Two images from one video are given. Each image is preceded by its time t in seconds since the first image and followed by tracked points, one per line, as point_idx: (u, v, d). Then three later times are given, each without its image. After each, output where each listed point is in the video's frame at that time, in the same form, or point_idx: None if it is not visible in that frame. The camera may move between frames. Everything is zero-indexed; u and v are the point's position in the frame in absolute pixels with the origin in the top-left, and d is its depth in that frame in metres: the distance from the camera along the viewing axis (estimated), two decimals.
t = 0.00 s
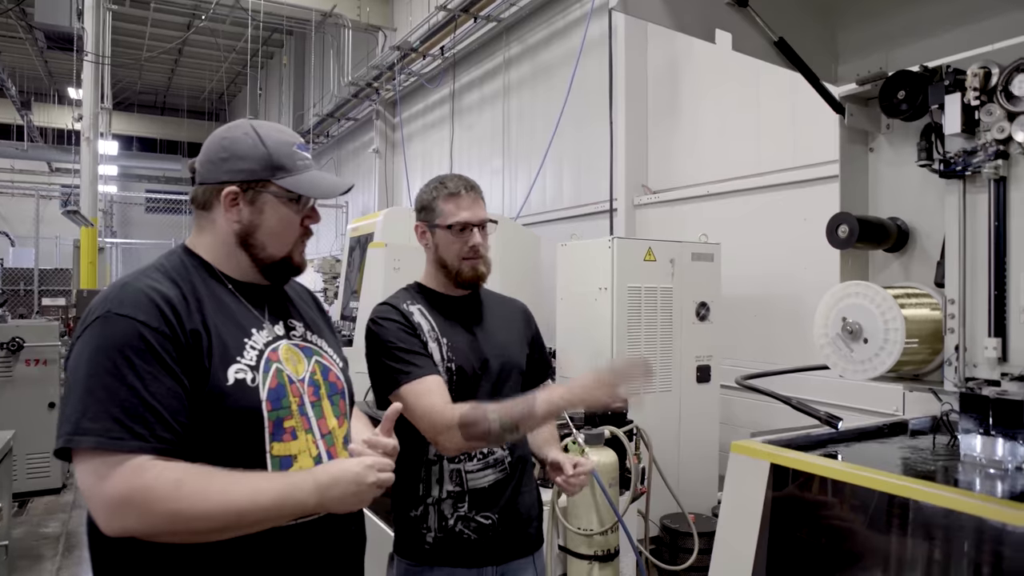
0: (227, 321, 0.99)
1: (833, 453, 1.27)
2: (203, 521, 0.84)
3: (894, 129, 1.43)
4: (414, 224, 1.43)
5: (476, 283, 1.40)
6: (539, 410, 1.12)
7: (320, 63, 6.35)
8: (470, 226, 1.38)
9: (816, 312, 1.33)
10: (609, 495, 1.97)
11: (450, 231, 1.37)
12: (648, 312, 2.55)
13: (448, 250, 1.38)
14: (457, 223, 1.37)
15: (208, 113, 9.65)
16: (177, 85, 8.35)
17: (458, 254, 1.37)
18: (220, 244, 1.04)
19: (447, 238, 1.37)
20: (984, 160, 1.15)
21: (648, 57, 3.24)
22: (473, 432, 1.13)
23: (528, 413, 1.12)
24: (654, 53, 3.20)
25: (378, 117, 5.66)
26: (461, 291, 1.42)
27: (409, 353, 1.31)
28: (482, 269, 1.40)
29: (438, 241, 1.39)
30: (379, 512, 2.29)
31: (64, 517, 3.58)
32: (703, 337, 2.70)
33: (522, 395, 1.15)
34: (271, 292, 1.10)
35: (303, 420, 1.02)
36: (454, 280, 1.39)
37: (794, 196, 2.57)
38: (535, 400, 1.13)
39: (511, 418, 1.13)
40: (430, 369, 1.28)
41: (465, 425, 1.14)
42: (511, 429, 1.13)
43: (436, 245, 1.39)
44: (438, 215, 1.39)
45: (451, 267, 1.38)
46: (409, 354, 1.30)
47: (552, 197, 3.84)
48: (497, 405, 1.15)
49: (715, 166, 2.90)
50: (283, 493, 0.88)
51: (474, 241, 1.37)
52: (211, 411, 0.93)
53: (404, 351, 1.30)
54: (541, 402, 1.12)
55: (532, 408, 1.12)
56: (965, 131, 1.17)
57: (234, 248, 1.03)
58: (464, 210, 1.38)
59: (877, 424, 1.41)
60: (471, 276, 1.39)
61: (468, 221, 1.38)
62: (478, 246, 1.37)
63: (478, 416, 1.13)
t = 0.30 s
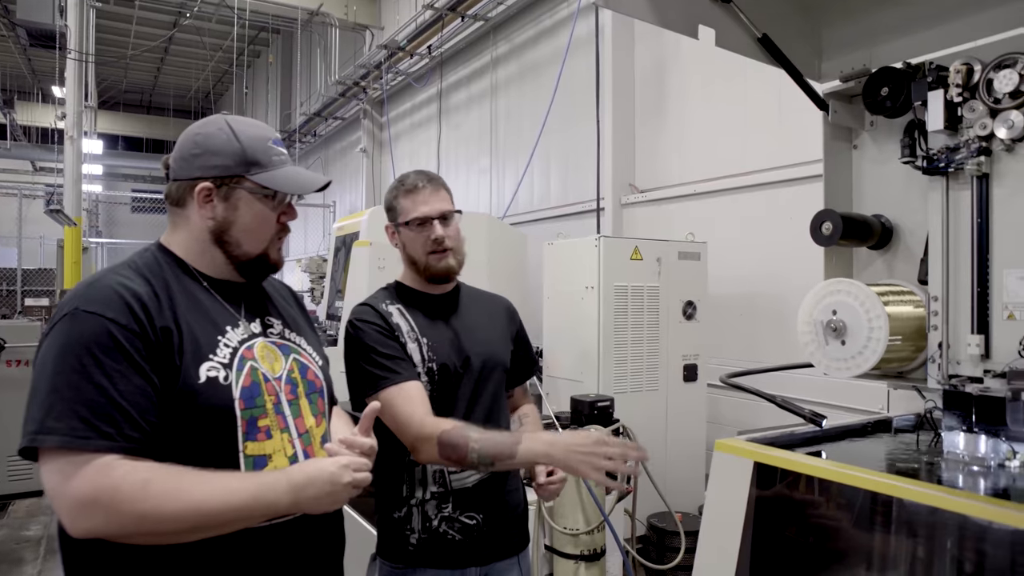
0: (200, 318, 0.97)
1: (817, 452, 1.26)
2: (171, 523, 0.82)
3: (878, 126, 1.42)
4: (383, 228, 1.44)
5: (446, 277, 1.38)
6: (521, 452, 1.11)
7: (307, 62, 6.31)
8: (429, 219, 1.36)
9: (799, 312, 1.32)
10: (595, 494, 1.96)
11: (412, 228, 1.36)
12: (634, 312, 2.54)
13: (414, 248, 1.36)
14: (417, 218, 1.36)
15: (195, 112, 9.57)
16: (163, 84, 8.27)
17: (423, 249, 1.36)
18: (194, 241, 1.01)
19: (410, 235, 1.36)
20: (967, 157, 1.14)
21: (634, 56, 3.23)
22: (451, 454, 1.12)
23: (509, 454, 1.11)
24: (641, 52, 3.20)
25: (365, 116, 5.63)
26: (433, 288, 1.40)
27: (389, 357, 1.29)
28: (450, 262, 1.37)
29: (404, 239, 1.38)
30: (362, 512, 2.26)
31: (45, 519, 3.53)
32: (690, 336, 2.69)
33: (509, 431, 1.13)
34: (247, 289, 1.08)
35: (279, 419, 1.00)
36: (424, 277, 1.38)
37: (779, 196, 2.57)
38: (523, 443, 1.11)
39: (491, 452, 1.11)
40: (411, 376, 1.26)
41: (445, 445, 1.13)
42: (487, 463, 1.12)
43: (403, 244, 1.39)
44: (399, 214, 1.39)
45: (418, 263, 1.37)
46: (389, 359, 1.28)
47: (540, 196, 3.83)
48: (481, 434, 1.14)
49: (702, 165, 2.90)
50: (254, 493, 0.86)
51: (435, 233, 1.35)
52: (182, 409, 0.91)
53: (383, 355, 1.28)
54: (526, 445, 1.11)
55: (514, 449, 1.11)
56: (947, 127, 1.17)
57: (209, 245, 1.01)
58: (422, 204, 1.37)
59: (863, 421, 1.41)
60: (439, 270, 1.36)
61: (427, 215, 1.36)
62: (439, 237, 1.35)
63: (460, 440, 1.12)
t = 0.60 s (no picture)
0: (175, 318, 0.95)
1: (802, 453, 1.25)
2: (143, 526, 0.80)
3: (863, 125, 1.42)
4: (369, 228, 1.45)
5: (420, 279, 1.37)
6: (492, 443, 1.08)
7: (295, 61, 6.28)
8: (401, 218, 1.36)
9: (783, 313, 1.32)
10: (581, 494, 1.96)
11: (388, 229, 1.37)
12: (621, 312, 2.53)
13: (391, 248, 1.37)
14: (390, 218, 1.36)
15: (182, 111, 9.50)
16: (150, 83, 8.20)
17: (398, 249, 1.35)
18: (169, 240, 0.99)
19: (386, 235, 1.37)
20: (951, 156, 1.14)
21: (622, 56, 3.23)
22: (422, 451, 1.10)
23: (481, 446, 1.08)
24: (630, 52, 3.19)
25: (354, 116, 5.59)
26: (411, 289, 1.39)
27: (367, 357, 1.28)
28: (424, 262, 1.36)
29: (383, 239, 1.38)
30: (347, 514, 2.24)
31: (27, 522, 3.48)
32: (677, 336, 2.69)
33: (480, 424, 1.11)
34: (224, 289, 1.06)
35: (256, 420, 0.99)
36: (401, 278, 1.38)
37: (765, 196, 2.57)
38: (494, 434, 1.09)
39: (462, 446, 1.09)
40: (389, 376, 1.25)
41: (417, 443, 1.11)
42: (460, 457, 1.10)
43: (382, 244, 1.39)
44: (377, 215, 1.39)
45: (395, 263, 1.37)
46: (367, 359, 1.27)
47: (528, 195, 3.82)
48: (453, 429, 1.12)
49: (690, 165, 2.90)
50: (228, 496, 0.84)
51: (408, 233, 1.34)
52: (154, 411, 0.89)
53: (362, 356, 1.28)
54: (497, 436, 1.08)
55: (485, 441, 1.08)
56: (931, 127, 1.17)
57: (184, 245, 0.99)
58: (396, 203, 1.36)
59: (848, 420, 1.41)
60: (412, 270, 1.36)
61: (400, 215, 1.36)
62: (411, 237, 1.34)
63: (431, 436, 1.10)
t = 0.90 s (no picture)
0: (151, 321, 0.94)
1: (786, 456, 1.24)
2: (117, 533, 0.79)
3: (847, 127, 1.42)
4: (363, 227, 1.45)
5: (403, 286, 1.35)
6: (468, 383, 1.13)
7: (287, 60, 6.26)
8: (389, 223, 1.34)
9: (768, 311, 1.32)
10: (569, 496, 1.95)
11: (375, 231, 1.36)
12: (611, 313, 2.53)
13: (377, 250, 1.36)
14: (379, 221, 1.36)
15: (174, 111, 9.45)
16: (142, 82, 8.16)
17: (384, 253, 1.34)
18: (145, 242, 0.98)
19: (374, 237, 1.36)
20: (933, 159, 1.14)
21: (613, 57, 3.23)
22: (408, 422, 1.13)
23: (457, 389, 1.13)
24: (621, 53, 3.19)
25: (346, 116, 5.57)
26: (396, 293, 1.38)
27: (352, 350, 1.26)
28: (407, 269, 1.34)
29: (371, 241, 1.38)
30: (334, 517, 2.22)
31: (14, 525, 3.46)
32: (667, 337, 2.69)
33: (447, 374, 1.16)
34: (203, 291, 1.05)
35: (233, 424, 0.98)
36: (385, 281, 1.37)
37: (754, 197, 2.58)
38: (462, 373, 1.14)
39: (443, 397, 1.14)
40: (373, 372, 1.24)
41: (400, 420, 1.13)
42: (445, 410, 1.14)
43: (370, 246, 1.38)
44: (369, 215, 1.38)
45: (380, 266, 1.36)
46: (351, 351, 1.26)
47: (519, 195, 3.81)
48: (427, 390, 1.16)
49: (680, 166, 2.90)
50: (203, 502, 0.83)
51: (393, 238, 1.33)
52: (128, 415, 0.88)
53: (346, 348, 1.26)
54: (467, 372, 1.14)
55: (460, 382, 1.13)
56: (914, 129, 1.17)
57: (161, 246, 0.97)
58: (386, 207, 1.35)
59: (832, 424, 1.41)
60: (394, 276, 1.34)
61: (388, 219, 1.34)
62: (395, 244, 1.32)
63: (410, 406, 1.13)
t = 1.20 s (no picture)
0: (130, 324, 0.93)
1: (771, 459, 1.24)
2: (94, 536, 0.78)
3: (834, 129, 1.42)
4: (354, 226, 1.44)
5: (395, 281, 1.33)
6: (459, 388, 1.15)
7: (283, 60, 6.25)
8: (381, 217, 1.34)
9: (754, 312, 1.31)
10: (560, 498, 1.95)
11: (367, 227, 1.35)
12: (604, 314, 2.53)
13: (369, 246, 1.35)
14: (371, 215, 1.35)
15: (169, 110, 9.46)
16: (138, 82, 8.15)
17: (375, 248, 1.33)
18: (127, 244, 0.96)
19: (366, 233, 1.36)
20: (918, 161, 1.13)
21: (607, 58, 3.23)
22: (400, 429, 1.12)
23: (448, 394, 1.15)
24: (615, 54, 3.20)
25: (341, 116, 5.56)
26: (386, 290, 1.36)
27: (343, 354, 1.24)
28: (398, 264, 1.33)
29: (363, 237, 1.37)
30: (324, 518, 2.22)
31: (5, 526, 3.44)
32: (659, 338, 2.69)
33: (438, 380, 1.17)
34: (184, 293, 1.04)
35: (212, 427, 0.98)
36: (377, 278, 1.35)
37: (747, 198, 2.58)
38: (453, 378, 1.16)
39: (434, 402, 1.14)
40: (364, 378, 1.21)
41: (392, 426, 1.12)
42: (436, 415, 1.14)
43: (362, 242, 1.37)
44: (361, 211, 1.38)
45: (371, 262, 1.35)
46: (342, 356, 1.23)
47: (514, 196, 3.81)
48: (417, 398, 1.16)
49: (674, 166, 2.90)
50: (180, 505, 0.83)
51: (385, 232, 1.32)
52: (106, 417, 0.87)
53: (338, 353, 1.23)
54: (456, 377, 1.15)
55: (450, 387, 1.15)
56: (899, 131, 1.16)
57: (146, 248, 0.96)
58: (378, 202, 1.35)
59: (818, 426, 1.40)
60: (386, 272, 1.33)
61: (380, 212, 1.34)
62: (387, 236, 1.31)
63: (402, 413, 1.13)
